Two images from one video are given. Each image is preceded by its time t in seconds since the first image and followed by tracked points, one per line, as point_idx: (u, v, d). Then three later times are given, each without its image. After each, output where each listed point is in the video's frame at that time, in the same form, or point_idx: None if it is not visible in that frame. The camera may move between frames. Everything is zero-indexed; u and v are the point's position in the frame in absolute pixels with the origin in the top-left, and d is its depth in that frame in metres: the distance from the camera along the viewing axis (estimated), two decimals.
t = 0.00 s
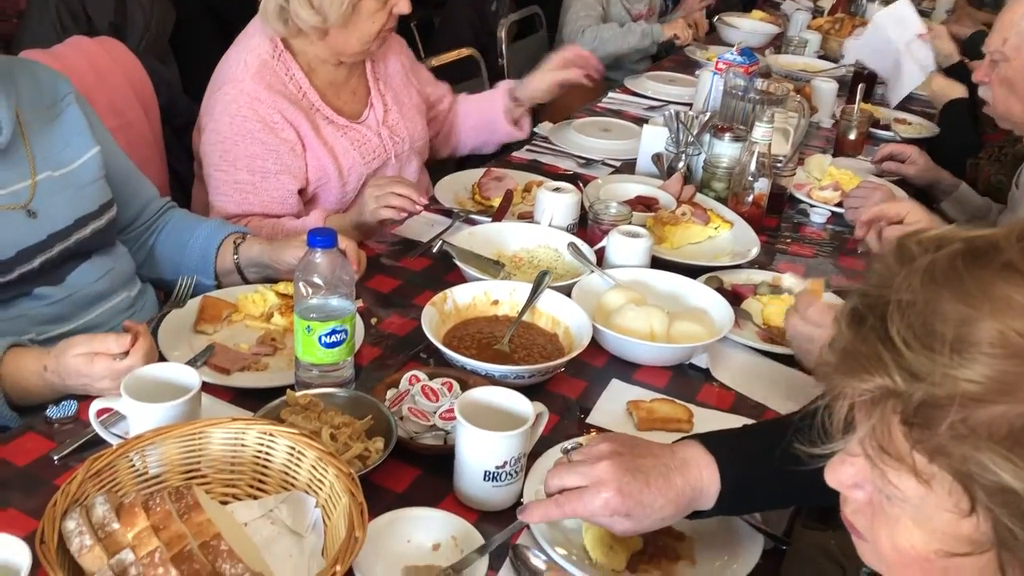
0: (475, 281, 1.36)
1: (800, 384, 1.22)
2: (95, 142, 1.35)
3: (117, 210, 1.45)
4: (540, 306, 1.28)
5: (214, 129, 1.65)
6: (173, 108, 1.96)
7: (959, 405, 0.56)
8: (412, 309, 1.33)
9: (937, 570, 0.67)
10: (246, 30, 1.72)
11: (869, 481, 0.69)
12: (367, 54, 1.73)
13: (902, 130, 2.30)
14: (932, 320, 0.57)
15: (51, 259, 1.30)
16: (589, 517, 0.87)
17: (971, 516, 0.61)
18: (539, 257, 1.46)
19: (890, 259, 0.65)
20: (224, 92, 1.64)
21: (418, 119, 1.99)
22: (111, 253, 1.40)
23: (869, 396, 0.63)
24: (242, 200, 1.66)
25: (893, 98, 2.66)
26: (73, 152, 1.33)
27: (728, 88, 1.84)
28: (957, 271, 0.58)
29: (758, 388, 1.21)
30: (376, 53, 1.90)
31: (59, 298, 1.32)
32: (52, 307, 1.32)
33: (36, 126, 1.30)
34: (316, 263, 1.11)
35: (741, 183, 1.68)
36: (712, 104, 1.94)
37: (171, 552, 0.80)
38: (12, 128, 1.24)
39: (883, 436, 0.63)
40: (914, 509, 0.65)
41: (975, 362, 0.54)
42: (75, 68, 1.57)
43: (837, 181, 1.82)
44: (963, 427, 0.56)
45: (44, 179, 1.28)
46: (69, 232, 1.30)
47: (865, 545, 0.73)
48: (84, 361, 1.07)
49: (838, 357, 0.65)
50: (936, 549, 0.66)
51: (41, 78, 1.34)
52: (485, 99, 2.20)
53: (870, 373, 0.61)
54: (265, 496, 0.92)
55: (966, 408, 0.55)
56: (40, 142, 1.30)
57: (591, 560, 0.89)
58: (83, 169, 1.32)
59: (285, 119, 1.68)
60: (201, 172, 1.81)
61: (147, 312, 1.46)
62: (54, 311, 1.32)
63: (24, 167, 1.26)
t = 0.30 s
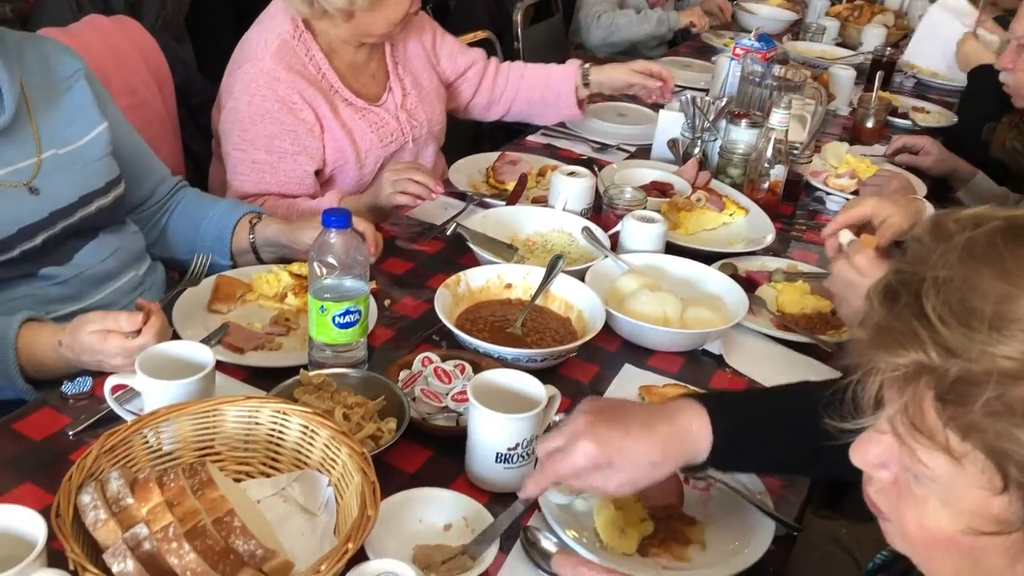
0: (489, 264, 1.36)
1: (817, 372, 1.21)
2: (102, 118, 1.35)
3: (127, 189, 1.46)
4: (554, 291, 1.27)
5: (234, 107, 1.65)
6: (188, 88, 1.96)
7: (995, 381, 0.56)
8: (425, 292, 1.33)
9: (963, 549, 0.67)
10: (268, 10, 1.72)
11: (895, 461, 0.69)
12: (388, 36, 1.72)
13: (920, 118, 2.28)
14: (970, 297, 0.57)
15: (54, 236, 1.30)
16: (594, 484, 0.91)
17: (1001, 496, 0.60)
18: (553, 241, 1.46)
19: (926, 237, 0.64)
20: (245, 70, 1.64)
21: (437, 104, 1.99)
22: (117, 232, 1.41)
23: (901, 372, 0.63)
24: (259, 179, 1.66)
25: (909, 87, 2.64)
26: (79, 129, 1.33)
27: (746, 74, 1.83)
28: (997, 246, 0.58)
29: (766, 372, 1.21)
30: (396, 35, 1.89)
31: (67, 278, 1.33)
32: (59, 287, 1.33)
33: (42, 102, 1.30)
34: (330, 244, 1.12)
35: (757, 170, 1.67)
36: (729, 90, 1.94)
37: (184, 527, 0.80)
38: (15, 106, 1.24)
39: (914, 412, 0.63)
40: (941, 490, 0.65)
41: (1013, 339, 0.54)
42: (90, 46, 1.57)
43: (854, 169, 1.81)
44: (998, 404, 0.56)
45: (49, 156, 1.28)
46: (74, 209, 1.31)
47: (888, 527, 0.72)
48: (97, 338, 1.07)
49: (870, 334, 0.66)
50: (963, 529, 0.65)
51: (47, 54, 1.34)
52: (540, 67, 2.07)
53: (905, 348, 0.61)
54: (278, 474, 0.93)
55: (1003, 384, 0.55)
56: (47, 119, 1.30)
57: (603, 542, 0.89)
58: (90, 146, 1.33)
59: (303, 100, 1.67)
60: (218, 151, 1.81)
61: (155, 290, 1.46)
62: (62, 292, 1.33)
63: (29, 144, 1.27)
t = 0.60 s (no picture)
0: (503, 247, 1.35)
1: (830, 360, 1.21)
2: (93, 99, 1.31)
3: (122, 175, 1.45)
4: (568, 275, 1.27)
5: (254, 86, 1.64)
6: (203, 66, 1.96)
7: None
8: (439, 274, 1.33)
9: (993, 525, 0.68)
10: None
11: (927, 435, 0.69)
12: (408, 18, 1.72)
13: (939, 107, 2.26)
14: (1015, 272, 0.56)
15: (30, 223, 1.27)
16: (617, 440, 0.97)
17: None
18: (568, 225, 1.46)
19: (969, 209, 0.63)
20: (266, 49, 1.64)
21: (456, 88, 1.98)
22: (109, 216, 1.40)
23: (938, 346, 0.62)
24: (278, 159, 1.66)
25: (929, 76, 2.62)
26: (67, 111, 1.29)
27: (765, 59, 1.82)
28: None
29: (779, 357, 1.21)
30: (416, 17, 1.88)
31: (51, 267, 1.32)
32: (41, 275, 1.31)
33: (27, 82, 1.26)
34: (345, 224, 1.12)
35: (773, 157, 1.66)
36: (746, 76, 1.90)
37: (198, 502, 0.80)
38: None
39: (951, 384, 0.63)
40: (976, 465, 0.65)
41: None
42: (105, 21, 1.56)
43: (871, 157, 1.80)
44: None
45: (32, 140, 1.25)
46: (52, 196, 1.28)
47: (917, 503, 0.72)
48: (104, 310, 1.08)
49: (908, 304, 0.64)
50: (993, 503, 0.66)
51: (35, 30, 1.29)
52: (565, 58, 2.07)
53: (944, 320, 0.61)
54: (290, 452, 0.93)
55: None
56: (33, 101, 1.26)
57: (613, 526, 0.89)
58: (78, 129, 1.29)
59: (323, 81, 1.67)
60: (236, 131, 1.81)
61: (150, 269, 1.46)
62: (49, 279, 1.32)
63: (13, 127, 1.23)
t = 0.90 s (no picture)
0: (518, 230, 1.35)
1: (847, 349, 1.21)
2: (92, 80, 1.28)
3: (127, 153, 1.45)
4: (584, 259, 1.27)
5: (274, 66, 1.64)
6: (222, 45, 1.96)
7: None
8: (454, 255, 1.34)
9: None
10: None
11: (982, 395, 0.70)
12: None
13: (962, 98, 2.24)
14: None
15: (34, 212, 1.27)
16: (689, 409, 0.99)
17: None
18: (585, 210, 1.45)
19: None
20: (286, 29, 1.64)
21: (476, 72, 1.98)
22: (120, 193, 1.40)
23: (997, 297, 0.66)
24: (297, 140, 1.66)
25: (953, 67, 2.59)
26: (66, 94, 1.26)
27: (788, 46, 1.80)
28: None
29: (796, 346, 1.20)
30: None
31: (57, 253, 1.32)
32: (53, 260, 1.33)
33: (22, 65, 1.24)
34: (363, 203, 1.12)
35: (793, 144, 1.65)
36: (768, 63, 1.90)
37: (213, 475, 0.80)
38: None
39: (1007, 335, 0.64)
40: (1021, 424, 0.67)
41: None
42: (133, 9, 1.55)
43: (892, 147, 1.79)
44: None
45: (28, 128, 1.24)
46: (53, 184, 1.27)
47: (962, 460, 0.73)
48: (120, 285, 1.09)
49: (974, 259, 0.70)
50: None
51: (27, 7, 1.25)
52: (585, 49, 2.05)
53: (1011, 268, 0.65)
54: (305, 429, 0.93)
55: None
56: (30, 86, 1.24)
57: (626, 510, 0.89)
58: (77, 113, 1.26)
59: (343, 62, 1.67)
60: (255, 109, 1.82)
61: (164, 248, 1.46)
62: (58, 265, 1.33)
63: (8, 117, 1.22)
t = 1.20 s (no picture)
0: (543, 215, 1.34)
1: (872, 344, 1.19)
2: (121, 59, 1.28)
3: (155, 133, 1.45)
4: (608, 246, 1.26)
5: (300, 48, 1.64)
6: (251, 26, 1.96)
7: None
8: (478, 240, 1.33)
9: None
10: None
11: None
12: None
13: (995, 93, 2.21)
14: None
15: (62, 188, 1.28)
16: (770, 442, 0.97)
17: None
18: (610, 197, 1.45)
19: None
20: (313, 11, 1.63)
21: (503, 56, 1.97)
22: (146, 172, 1.41)
23: None
24: (322, 122, 1.67)
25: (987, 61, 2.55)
26: (96, 73, 1.27)
27: (819, 37, 1.78)
28: None
29: (821, 339, 1.19)
30: None
31: (79, 230, 1.33)
32: (78, 236, 1.33)
33: (53, 44, 1.24)
34: (388, 184, 1.12)
35: (823, 136, 1.63)
36: (797, 54, 1.88)
37: (235, 451, 0.80)
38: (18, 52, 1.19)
39: None
40: None
41: None
42: None
43: (922, 141, 1.77)
44: None
45: (58, 106, 1.24)
46: (82, 161, 1.27)
47: None
48: (146, 262, 1.10)
49: None
50: None
51: None
52: (618, 30, 2.03)
53: None
54: (327, 408, 0.94)
55: None
56: (60, 65, 1.25)
57: (645, 498, 0.89)
58: (107, 92, 1.27)
59: (369, 45, 1.67)
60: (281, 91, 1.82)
61: (187, 226, 1.47)
62: (85, 240, 1.33)
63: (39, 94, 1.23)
